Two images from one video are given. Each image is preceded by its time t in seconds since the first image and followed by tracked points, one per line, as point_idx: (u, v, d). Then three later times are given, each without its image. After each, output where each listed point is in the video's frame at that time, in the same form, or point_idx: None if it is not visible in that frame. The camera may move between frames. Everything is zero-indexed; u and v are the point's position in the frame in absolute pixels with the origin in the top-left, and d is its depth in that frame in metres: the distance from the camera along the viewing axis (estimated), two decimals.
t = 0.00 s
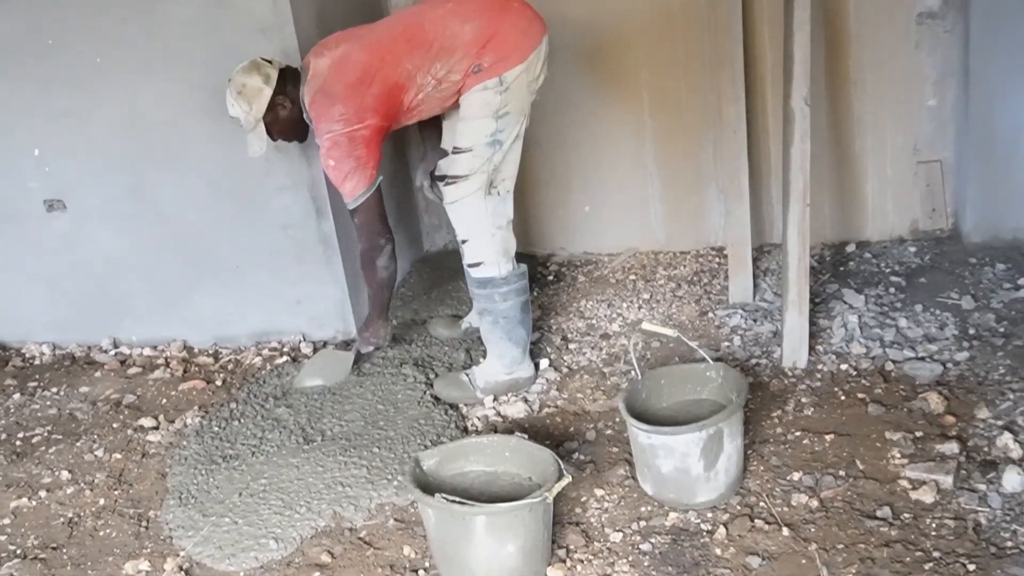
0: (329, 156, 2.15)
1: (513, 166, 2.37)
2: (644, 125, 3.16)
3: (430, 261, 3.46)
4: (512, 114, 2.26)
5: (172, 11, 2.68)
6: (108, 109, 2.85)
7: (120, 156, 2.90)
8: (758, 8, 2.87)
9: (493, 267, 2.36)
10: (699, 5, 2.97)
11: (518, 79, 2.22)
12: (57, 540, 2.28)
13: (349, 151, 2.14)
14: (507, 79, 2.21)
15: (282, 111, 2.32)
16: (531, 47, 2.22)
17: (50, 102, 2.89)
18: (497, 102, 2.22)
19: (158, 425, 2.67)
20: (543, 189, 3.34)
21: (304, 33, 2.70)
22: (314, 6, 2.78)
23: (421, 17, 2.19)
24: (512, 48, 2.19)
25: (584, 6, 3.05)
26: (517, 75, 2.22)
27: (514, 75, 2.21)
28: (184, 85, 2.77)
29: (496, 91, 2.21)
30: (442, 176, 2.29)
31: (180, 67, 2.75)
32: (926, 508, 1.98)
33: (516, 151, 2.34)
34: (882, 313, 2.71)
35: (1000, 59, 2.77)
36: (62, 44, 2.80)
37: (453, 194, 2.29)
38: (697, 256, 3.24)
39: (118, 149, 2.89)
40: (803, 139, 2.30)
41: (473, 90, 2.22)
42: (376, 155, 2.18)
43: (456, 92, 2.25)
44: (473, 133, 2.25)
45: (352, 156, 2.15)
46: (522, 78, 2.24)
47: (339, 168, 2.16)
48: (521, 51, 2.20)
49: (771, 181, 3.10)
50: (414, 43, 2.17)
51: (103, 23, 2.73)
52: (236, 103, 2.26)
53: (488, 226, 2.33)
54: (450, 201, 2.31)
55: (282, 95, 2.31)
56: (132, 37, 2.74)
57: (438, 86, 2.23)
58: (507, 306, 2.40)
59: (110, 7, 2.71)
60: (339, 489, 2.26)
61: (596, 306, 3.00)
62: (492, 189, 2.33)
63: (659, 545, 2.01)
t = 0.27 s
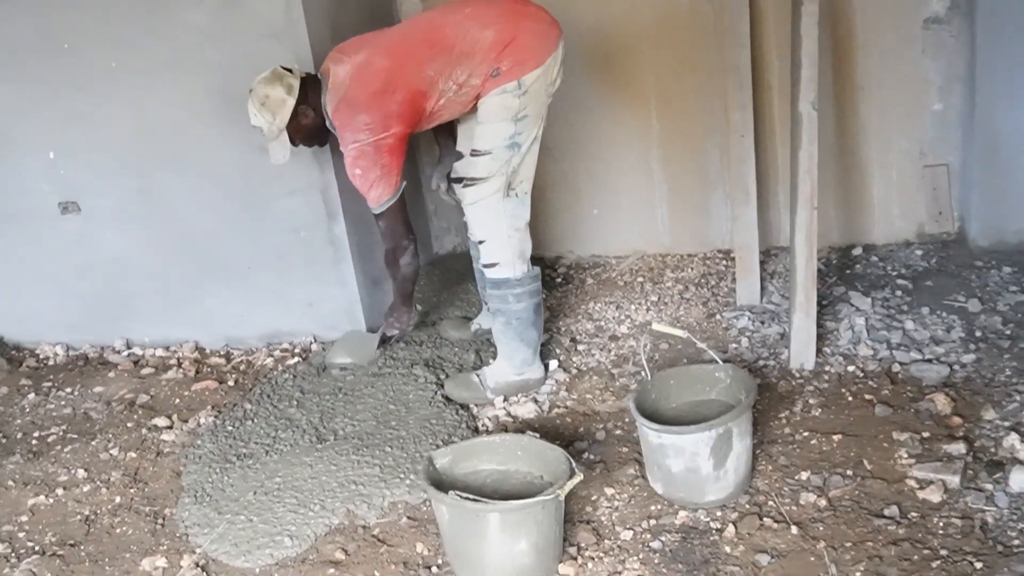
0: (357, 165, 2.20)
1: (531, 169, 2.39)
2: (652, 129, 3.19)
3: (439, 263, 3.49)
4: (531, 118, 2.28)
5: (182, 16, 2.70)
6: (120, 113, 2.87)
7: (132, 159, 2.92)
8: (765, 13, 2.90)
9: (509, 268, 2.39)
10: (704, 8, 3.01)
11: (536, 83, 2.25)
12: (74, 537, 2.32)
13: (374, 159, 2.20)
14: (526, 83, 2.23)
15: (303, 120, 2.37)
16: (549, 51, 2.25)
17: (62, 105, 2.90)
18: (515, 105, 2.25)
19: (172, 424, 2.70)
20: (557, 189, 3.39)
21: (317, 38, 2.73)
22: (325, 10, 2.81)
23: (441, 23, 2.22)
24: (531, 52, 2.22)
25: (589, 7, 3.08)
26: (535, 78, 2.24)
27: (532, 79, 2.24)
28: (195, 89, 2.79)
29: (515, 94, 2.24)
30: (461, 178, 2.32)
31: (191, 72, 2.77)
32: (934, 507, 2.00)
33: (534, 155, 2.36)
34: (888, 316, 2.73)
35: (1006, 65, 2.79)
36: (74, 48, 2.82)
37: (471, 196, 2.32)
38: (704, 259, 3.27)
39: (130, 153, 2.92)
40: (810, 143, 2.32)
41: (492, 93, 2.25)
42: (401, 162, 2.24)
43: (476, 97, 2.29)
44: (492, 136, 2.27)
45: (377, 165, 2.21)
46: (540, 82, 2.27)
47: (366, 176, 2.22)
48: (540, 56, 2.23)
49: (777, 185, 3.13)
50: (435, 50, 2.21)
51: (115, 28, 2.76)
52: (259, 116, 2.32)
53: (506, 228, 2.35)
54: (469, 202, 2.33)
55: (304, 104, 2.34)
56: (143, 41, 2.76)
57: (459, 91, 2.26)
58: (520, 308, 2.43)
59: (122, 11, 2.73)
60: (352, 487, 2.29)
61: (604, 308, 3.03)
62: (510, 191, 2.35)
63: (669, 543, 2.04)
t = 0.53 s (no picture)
0: (378, 155, 2.20)
1: (556, 171, 2.42)
2: (671, 131, 3.21)
3: (457, 263, 3.52)
4: (558, 121, 2.31)
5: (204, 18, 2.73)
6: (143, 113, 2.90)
7: (155, 160, 2.96)
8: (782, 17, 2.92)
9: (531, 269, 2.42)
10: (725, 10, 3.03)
11: (563, 86, 2.28)
12: (100, 529, 2.36)
13: (395, 151, 2.21)
14: (553, 86, 2.26)
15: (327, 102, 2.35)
16: (576, 55, 2.28)
17: (86, 107, 2.94)
18: (543, 108, 2.28)
19: (194, 420, 2.74)
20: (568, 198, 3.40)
21: (338, 40, 2.76)
22: (346, 12, 2.84)
23: (471, 21, 2.24)
24: (559, 55, 2.25)
25: (608, 10, 3.10)
26: (562, 82, 2.27)
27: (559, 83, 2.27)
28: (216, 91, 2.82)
29: (543, 97, 2.27)
30: (487, 179, 2.35)
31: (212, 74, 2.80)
32: (952, 509, 2.02)
33: (560, 157, 2.39)
34: (906, 318, 2.74)
35: None
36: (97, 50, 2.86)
37: (498, 197, 2.35)
38: (721, 261, 3.29)
39: (153, 153, 2.95)
40: (828, 145, 2.34)
41: (520, 95, 2.27)
42: (420, 155, 2.25)
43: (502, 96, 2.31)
44: (519, 138, 2.30)
45: (397, 156, 2.21)
46: (567, 86, 2.29)
47: (385, 167, 2.22)
48: (568, 59, 2.26)
49: (795, 187, 3.14)
50: (463, 47, 2.23)
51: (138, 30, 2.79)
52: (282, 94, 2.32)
53: (530, 229, 2.39)
54: (495, 202, 2.37)
55: (327, 87, 2.33)
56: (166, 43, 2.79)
57: (484, 89, 2.29)
58: (540, 309, 2.46)
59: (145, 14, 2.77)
60: (372, 483, 2.32)
61: (622, 308, 3.05)
62: (535, 193, 2.39)
63: (686, 541, 2.06)
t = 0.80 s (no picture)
0: (456, 145, 2.22)
1: (630, 172, 2.44)
2: (740, 132, 3.21)
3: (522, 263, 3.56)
4: (632, 121, 2.34)
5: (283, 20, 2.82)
6: (221, 111, 3.00)
7: (234, 159, 3.06)
8: (854, 19, 2.90)
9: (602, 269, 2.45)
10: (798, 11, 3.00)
11: (637, 87, 2.31)
12: (178, 513, 2.45)
13: (478, 141, 2.21)
14: (627, 86, 2.29)
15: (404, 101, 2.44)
16: (651, 53, 2.30)
17: (169, 107, 3.06)
18: (618, 109, 2.31)
19: (267, 411, 2.83)
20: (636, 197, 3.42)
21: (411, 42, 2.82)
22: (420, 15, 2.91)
23: (545, 18, 2.28)
24: (634, 53, 2.28)
25: (676, 12, 3.11)
26: (637, 82, 2.30)
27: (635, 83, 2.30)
28: (293, 91, 2.91)
29: (617, 98, 2.30)
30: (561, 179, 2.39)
31: (290, 74, 2.90)
32: None
33: (633, 157, 2.42)
34: (981, 324, 2.69)
35: None
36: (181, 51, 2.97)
37: (572, 197, 2.39)
38: (789, 262, 3.29)
39: (232, 153, 3.05)
40: (902, 147, 2.31)
41: (594, 95, 2.31)
42: (506, 145, 2.24)
43: (577, 92, 2.34)
44: (594, 138, 2.33)
45: (481, 146, 2.21)
46: (641, 86, 2.32)
47: (470, 157, 2.22)
48: (642, 57, 2.29)
49: (866, 190, 3.11)
50: (538, 42, 2.26)
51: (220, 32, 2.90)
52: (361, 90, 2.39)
53: (603, 229, 2.41)
54: (569, 201, 2.40)
55: (404, 85, 2.41)
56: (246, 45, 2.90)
57: (558, 85, 2.32)
58: (609, 308, 2.50)
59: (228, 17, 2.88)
60: (441, 476, 2.36)
61: (688, 309, 3.05)
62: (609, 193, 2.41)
63: (753, 542, 2.06)
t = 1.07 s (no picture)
0: (502, 133, 2.24)
1: (679, 178, 2.47)
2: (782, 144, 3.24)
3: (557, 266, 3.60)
4: (683, 128, 2.38)
5: (339, 16, 2.91)
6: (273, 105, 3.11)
7: (281, 151, 3.16)
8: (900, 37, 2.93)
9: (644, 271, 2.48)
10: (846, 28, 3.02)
11: (690, 94, 2.34)
12: (209, 494, 2.48)
13: (524, 128, 2.23)
14: (680, 93, 2.33)
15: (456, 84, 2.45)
16: (704, 63, 2.34)
17: (220, 95, 3.17)
18: (670, 115, 2.35)
19: (300, 398, 2.88)
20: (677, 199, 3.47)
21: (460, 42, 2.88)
22: (472, 16, 2.97)
23: (603, 19, 2.33)
24: (688, 60, 2.32)
25: (723, 24, 3.16)
26: (690, 89, 2.34)
27: (688, 90, 2.33)
28: (343, 85, 2.99)
29: (670, 104, 2.34)
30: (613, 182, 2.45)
31: (342, 69, 2.98)
32: None
33: (683, 164, 2.45)
34: (1015, 346, 2.70)
35: None
36: (236, 42, 3.07)
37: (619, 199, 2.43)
38: (826, 277, 3.30)
39: (279, 144, 3.15)
40: (944, 165, 2.33)
41: (646, 100, 2.35)
42: (549, 137, 2.25)
43: (628, 93, 2.38)
44: (644, 143, 2.38)
45: (526, 134, 2.23)
46: (694, 93, 2.36)
47: (513, 144, 2.24)
48: (696, 65, 2.33)
49: (904, 207, 3.14)
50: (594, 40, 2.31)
51: (277, 25, 2.99)
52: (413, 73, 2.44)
53: (648, 233, 2.45)
54: (617, 204, 2.45)
55: (457, 67, 2.42)
56: (301, 38, 2.98)
57: (610, 84, 2.37)
58: (646, 311, 2.53)
59: (284, 11, 2.97)
60: (471, 470, 2.39)
61: (721, 318, 3.07)
62: (658, 199, 2.45)
63: (777, 549, 2.06)
